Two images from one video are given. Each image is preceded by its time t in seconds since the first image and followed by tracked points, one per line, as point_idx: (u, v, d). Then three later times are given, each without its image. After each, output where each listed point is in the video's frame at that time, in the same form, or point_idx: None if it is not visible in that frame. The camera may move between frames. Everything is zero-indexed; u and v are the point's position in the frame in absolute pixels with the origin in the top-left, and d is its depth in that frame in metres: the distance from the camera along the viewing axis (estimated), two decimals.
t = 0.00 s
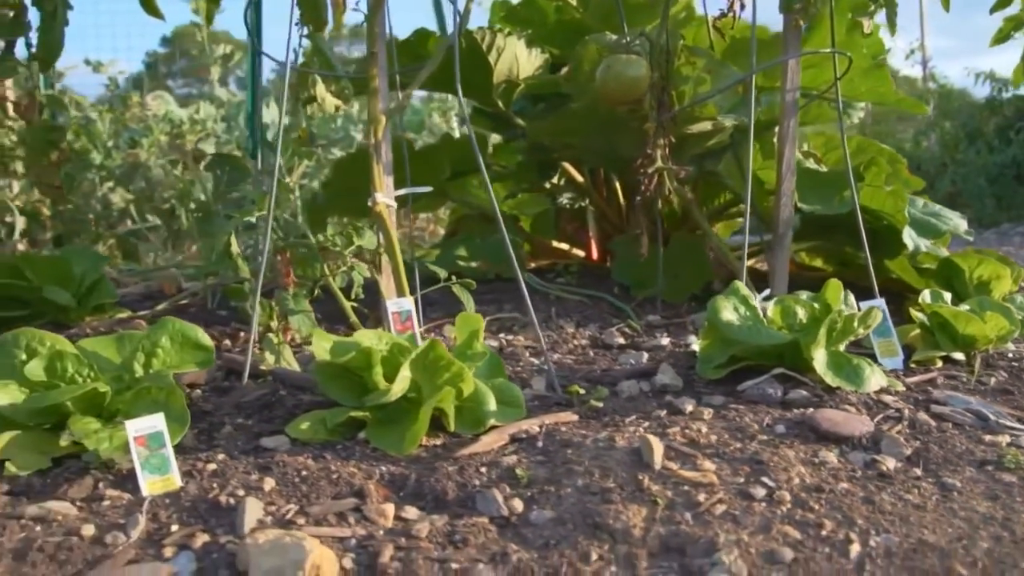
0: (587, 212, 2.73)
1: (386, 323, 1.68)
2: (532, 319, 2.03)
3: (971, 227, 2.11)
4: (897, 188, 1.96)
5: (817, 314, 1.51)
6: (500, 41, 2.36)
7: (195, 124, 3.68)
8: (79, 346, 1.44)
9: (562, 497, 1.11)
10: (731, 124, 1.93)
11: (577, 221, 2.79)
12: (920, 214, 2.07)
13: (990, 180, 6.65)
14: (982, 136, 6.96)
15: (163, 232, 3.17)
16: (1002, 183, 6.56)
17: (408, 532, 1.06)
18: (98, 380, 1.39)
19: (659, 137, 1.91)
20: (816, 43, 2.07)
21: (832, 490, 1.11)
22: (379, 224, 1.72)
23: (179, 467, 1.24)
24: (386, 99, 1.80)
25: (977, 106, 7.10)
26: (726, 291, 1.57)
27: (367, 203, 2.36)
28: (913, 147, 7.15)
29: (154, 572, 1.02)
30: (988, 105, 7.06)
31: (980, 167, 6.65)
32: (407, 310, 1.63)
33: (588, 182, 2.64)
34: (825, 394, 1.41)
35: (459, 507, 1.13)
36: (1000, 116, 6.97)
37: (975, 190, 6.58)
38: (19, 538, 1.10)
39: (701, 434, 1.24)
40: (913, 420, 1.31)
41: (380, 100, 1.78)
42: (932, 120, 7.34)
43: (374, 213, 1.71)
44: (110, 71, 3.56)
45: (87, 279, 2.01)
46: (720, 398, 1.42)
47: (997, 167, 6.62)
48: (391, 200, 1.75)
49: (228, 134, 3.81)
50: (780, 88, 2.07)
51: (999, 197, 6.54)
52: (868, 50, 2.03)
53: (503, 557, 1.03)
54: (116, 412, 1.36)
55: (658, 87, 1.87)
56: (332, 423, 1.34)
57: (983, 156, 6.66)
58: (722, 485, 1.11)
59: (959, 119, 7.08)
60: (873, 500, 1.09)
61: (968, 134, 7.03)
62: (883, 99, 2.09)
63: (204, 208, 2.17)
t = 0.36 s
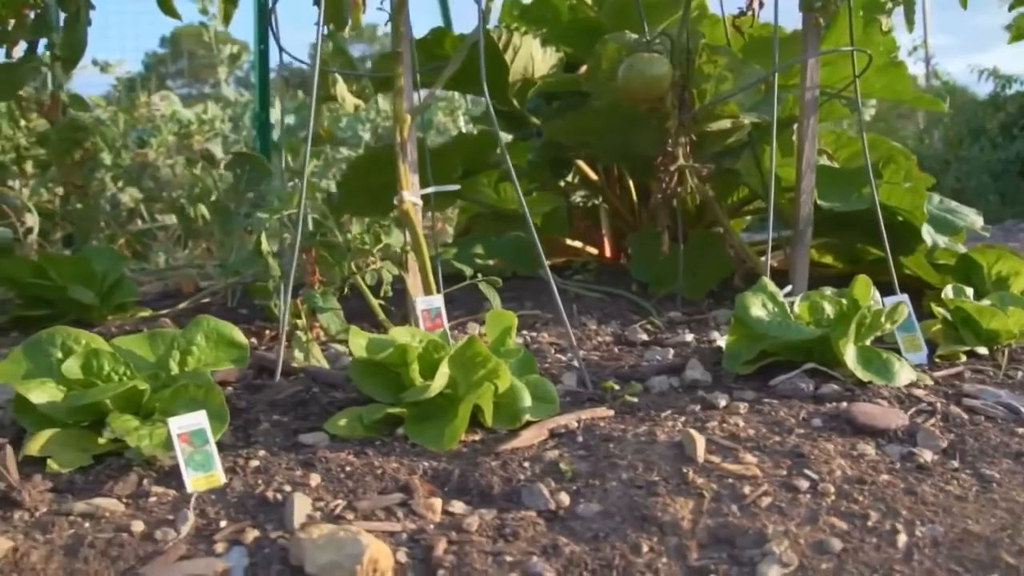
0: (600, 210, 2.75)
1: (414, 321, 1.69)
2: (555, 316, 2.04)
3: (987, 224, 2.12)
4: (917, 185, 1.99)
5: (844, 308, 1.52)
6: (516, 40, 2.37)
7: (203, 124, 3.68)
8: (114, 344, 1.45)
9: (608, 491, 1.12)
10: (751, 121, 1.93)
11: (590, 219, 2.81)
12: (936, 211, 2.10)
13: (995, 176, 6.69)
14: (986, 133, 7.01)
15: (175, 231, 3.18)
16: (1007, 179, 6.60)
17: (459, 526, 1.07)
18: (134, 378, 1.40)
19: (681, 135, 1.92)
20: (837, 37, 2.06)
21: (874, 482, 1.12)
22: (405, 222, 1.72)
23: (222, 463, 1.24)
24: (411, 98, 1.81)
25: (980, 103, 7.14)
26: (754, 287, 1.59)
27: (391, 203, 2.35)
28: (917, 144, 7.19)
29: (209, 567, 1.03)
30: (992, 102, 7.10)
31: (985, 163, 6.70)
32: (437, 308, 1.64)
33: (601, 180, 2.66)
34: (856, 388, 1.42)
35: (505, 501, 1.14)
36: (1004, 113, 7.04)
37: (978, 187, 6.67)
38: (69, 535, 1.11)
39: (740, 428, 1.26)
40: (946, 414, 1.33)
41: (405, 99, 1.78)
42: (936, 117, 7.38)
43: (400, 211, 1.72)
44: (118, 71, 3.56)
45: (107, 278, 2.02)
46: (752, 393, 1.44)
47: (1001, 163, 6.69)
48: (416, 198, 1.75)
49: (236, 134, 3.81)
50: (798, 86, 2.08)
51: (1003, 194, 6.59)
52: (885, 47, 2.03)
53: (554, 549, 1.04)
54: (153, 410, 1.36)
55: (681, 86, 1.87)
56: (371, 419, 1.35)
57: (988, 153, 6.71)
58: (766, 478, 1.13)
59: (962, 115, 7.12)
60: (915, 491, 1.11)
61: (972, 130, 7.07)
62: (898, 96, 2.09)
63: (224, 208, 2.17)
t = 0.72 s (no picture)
0: (616, 208, 2.76)
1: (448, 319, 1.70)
2: (581, 314, 2.06)
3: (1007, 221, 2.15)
4: (939, 181, 2.00)
5: (878, 303, 1.53)
6: (536, 38, 2.38)
7: (214, 124, 3.68)
8: (154, 343, 1.46)
9: (661, 485, 1.14)
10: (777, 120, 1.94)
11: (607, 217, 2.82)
12: (957, 208, 2.11)
13: (1001, 174, 6.72)
14: (991, 130, 7.04)
15: (190, 232, 3.18)
16: (1013, 176, 6.63)
17: (517, 521, 1.08)
18: (177, 376, 1.40)
19: (707, 134, 1.91)
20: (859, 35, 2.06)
21: (925, 475, 1.13)
22: (437, 220, 1.73)
23: (271, 461, 1.25)
24: (440, 97, 1.81)
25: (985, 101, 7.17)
26: (787, 283, 1.60)
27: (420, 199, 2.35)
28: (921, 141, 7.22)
29: (271, 563, 1.03)
30: (996, 100, 7.12)
31: (990, 161, 6.73)
32: (471, 305, 1.65)
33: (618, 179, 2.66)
34: (894, 384, 1.44)
35: (559, 496, 1.15)
36: (1009, 111, 7.09)
37: (985, 184, 6.65)
38: (126, 532, 1.11)
39: (785, 423, 1.27)
40: (986, 408, 1.34)
41: (436, 98, 1.78)
42: (939, 115, 7.41)
43: (432, 209, 1.72)
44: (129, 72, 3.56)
45: (133, 278, 2.03)
46: (791, 388, 1.45)
47: (1007, 160, 6.70)
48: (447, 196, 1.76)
49: (247, 134, 3.81)
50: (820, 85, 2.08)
51: (1008, 191, 6.62)
52: (908, 45, 2.03)
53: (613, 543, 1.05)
54: (197, 408, 1.36)
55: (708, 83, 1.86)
56: (414, 416, 1.36)
57: (993, 150, 6.74)
58: (817, 471, 1.14)
59: (966, 113, 7.14)
60: (966, 484, 1.12)
61: (976, 128, 7.10)
62: (920, 94, 2.10)
63: (249, 208, 2.18)
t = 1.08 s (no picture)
0: (635, 207, 2.76)
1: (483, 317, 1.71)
2: (609, 312, 2.06)
3: None
4: (965, 179, 2.00)
5: (916, 300, 1.54)
6: (558, 38, 2.38)
7: (226, 125, 3.68)
8: (195, 342, 1.46)
9: (717, 480, 1.15)
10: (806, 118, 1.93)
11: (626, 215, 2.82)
12: (983, 206, 2.14)
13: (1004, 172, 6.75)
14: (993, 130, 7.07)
15: (205, 232, 3.18)
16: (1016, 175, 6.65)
17: (578, 516, 1.08)
18: (221, 375, 1.40)
19: (735, 132, 1.92)
20: (884, 34, 2.07)
21: (979, 469, 1.14)
22: (471, 219, 1.73)
23: (322, 458, 1.25)
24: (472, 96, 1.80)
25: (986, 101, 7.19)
26: (823, 280, 1.61)
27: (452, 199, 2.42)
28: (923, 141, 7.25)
29: (336, 560, 1.02)
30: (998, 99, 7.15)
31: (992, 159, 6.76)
32: (508, 304, 1.66)
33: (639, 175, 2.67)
34: (934, 380, 1.45)
35: (614, 491, 1.16)
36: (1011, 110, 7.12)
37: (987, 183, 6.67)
38: (185, 530, 1.11)
39: (834, 418, 1.28)
40: None
41: (469, 97, 1.78)
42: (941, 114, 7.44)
43: (465, 208, 1.72)
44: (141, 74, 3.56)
45: (161, 278, 2.04)
46: (831, 384, 1.46)
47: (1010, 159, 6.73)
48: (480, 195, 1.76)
49: (259, 134, 3.81)
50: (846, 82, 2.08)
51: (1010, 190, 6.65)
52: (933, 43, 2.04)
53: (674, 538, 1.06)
54: (243, 406, 1.37)
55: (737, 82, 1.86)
56: (460, 414, 1.36)
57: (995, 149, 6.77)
58: (871, 465, 1.15)
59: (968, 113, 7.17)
60: (1020, 477, 1.13)
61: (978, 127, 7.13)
62: (944, 92, 2.11)
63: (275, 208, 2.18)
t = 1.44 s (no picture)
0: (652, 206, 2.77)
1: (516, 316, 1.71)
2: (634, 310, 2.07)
3: None
4: (991, 177, 2.00)
5: (950, 296, 1.55)
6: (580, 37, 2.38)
7: (238, 125, 3.67)
8: (233, 340, 1.45)
9: (768, 476, 1.15)
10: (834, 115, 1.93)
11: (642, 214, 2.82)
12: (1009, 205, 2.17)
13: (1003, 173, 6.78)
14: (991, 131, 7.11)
15: (218, 232, 3.17)
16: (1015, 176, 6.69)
17: (633, 513, 1.09)
18: (261, 374, 1.39)
19: (761, 130, 1.92)
20: (908, 32, 2.07)
21: None
22: (502, 217, 1.73)
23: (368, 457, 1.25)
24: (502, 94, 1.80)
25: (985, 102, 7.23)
26: (857, 278, 1.61)
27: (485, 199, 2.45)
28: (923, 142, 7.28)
29: (395, 558, 1.03)
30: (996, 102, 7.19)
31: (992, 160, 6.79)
32: (542, 302, 1.66)
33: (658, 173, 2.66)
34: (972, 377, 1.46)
35: (665, 488, 1.16)
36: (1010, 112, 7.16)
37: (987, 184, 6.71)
38: (238, 529, 1.11)
39: (878, 414, 1.28)
40: None
41: (499, 95, 1.78)
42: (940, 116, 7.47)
43: (497, 207, 1.72)
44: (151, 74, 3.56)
45: (186, 277, 2.04)
46: (869, 381, 1.47)
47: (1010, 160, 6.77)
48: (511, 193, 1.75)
49: (271, 134, 3.81)
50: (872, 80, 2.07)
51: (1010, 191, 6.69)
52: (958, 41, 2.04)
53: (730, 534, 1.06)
54: (284, 404, 1.36)
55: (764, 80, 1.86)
56: (502, 411, 1.36)
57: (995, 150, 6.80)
58: (921, 461, 1.16)
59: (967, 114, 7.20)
60: None
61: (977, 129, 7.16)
62: (967, 90, 2.11)
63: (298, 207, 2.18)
